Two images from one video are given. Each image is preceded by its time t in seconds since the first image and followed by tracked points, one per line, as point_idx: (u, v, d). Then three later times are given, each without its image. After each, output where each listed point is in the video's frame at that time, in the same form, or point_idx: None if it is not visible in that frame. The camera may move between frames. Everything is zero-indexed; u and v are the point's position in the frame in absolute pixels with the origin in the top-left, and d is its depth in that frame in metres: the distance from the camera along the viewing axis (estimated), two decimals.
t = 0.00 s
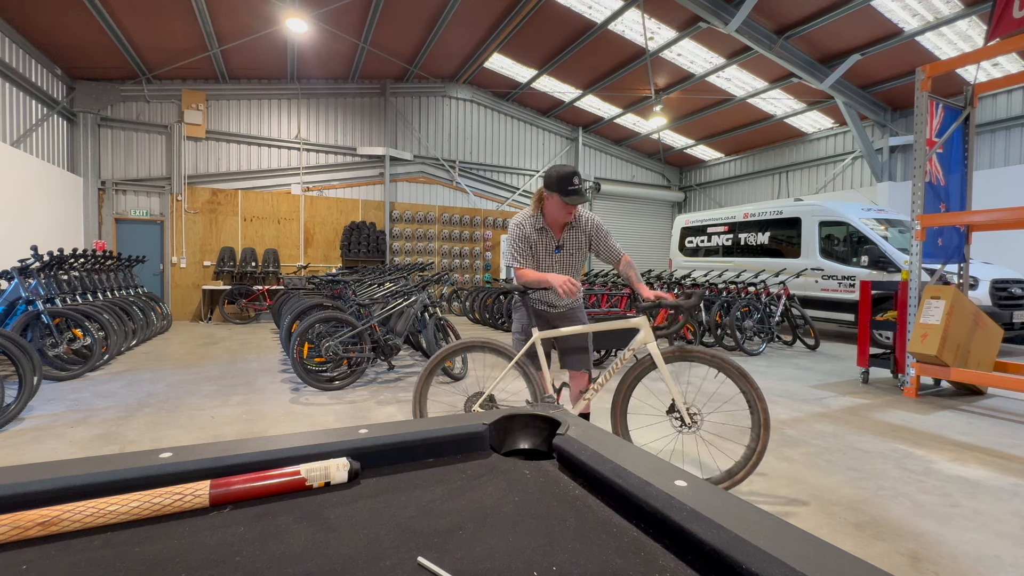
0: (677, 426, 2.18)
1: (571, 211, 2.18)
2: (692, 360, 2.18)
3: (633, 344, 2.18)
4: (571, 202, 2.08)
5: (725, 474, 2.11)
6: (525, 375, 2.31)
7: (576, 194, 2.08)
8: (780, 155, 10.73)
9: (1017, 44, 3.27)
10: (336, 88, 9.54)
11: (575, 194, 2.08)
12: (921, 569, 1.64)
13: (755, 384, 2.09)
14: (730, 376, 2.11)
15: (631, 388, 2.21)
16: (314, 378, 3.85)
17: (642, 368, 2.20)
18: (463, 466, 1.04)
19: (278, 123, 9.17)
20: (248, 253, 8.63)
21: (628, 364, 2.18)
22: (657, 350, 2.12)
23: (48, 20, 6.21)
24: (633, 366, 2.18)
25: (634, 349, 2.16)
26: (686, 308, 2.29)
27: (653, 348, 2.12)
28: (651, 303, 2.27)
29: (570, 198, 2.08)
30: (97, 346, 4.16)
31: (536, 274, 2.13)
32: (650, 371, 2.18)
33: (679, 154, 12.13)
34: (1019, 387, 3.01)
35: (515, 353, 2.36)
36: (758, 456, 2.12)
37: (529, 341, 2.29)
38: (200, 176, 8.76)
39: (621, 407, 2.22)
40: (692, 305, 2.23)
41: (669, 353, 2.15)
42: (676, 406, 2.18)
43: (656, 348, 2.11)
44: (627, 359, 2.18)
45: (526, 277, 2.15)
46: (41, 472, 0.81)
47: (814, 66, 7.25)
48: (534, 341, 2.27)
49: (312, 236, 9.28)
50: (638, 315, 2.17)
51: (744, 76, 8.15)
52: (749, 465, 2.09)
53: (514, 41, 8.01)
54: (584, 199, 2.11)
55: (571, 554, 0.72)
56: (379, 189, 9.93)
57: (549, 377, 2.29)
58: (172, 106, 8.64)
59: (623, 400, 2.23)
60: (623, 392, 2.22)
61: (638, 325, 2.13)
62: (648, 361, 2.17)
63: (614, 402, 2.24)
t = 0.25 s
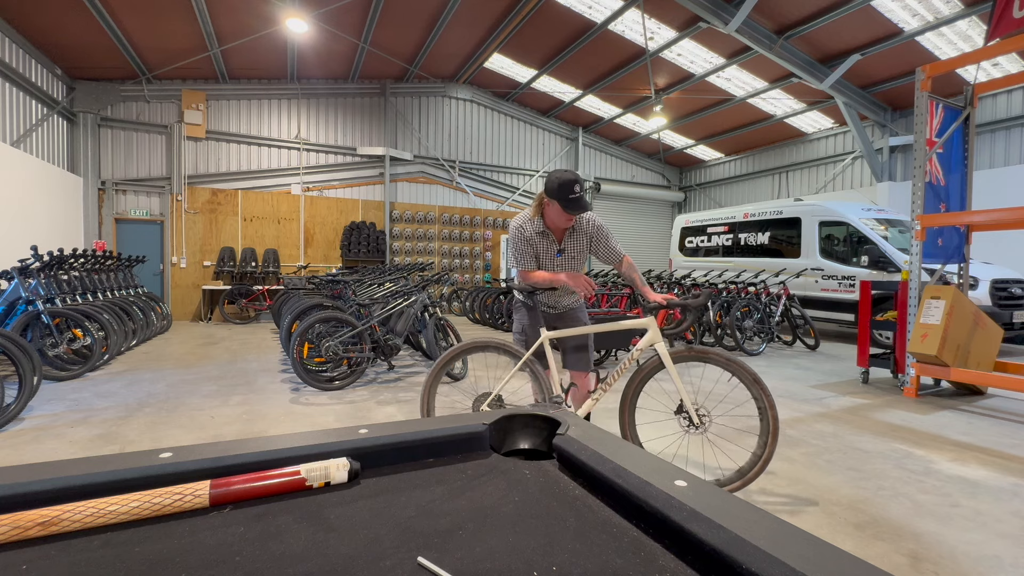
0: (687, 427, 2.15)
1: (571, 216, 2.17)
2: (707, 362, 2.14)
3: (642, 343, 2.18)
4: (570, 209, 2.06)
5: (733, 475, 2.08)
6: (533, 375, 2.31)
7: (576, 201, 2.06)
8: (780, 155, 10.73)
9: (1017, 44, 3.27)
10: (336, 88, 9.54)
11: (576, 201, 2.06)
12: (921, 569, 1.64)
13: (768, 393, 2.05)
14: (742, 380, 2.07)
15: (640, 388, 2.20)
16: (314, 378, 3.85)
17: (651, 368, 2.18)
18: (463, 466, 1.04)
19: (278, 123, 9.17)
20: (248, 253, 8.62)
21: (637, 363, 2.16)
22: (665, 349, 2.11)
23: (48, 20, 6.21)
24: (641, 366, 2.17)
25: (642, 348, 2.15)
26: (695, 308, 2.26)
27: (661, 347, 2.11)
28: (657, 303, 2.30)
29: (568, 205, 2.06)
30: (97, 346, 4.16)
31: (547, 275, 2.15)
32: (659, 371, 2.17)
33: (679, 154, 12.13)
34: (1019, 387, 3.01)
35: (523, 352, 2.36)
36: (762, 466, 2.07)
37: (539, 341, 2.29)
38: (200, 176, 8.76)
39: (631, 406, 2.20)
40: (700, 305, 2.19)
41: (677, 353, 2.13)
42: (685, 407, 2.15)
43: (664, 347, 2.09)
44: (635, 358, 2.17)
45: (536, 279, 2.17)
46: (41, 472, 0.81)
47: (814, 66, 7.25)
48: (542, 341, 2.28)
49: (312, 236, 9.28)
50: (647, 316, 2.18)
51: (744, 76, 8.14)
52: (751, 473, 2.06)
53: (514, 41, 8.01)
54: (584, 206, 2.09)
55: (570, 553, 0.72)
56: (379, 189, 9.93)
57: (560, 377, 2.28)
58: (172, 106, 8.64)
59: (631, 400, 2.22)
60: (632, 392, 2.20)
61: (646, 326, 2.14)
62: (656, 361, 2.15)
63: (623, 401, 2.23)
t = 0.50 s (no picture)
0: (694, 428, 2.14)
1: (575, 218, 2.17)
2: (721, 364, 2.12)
3: (649, 344, 2.18)
4: (573, 212, 2.06)
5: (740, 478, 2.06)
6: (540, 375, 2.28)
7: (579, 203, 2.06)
8: (780, 155, 10.73)
9: (1017, 44, 3.27)
10: (336, 88, 9.54)
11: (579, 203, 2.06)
12: (921, 569, 1.64)
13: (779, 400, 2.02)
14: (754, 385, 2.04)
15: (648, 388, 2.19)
16: (314, 378, 3.85)
17: (658, 368, 2.18)
18: (463, 466, 1.04)
19: (278, 123, 9.17)
20: (248, 253, 8.62)
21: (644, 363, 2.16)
22: (672, 349, 2.10)
23: (48, 20, 6.21)
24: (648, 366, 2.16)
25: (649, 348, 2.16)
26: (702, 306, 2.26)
27: (668, 347, 2.10)
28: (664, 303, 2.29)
29: (570, 207, 2.06)
30: (97, 347, 4.16)
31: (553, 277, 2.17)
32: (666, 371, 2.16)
33: (679, 154, 12.14)
34: (1019, 387, 3.00)
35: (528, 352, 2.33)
36: (768, 471, 2.05)
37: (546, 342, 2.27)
38: (200, 176, 8.76)
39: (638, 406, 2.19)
40: (708, 304, 2.19)
41: (685, 354, 2.12)
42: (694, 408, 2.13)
43: (671, 347, 2.08)
44: (641, 359, 2.17)
45: (544, 281, 2.19)
46: (40, 472, 0.80)
47: (814, 66, 7.25)
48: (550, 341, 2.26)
49: (312, 236, 9.28)
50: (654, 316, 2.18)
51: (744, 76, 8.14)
52: (756, 476, 2.03)
53: (514, 41, 8.01)
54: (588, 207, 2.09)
55: (570, 553, 0.72)
56: (379, 189, 9.93)
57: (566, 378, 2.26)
58: (172, 106, 8.63)
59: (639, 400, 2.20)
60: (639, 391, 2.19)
61: (654, 326, 2.15)
62: (664, 361, 2.14)
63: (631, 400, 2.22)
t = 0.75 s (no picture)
0: (698, 428, 2.13)
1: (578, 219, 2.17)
2: (728, 365, 2.12)
3: (652, 345, 2.18)
4: (576, 213, 2.06)
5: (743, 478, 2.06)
6: (543, 374, 2.27)
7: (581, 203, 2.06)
8: (780, 155, 10.73)
9: (1017, 44, 3.27)
10: (336, 88, 9.54)
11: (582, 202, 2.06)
12: (921, 569, 1.64)
13: (785, 404, 2.01)
14: (761, 388, 2.03)
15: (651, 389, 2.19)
16: (314, 377, 3.85)
17: (662, 368, 2.18)
18: (463, 466, 1.04)
19: (278, 123, 9.17)
20: (248, 253, 8.62)
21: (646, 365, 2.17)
22: (676, 348, 2.11)
23: (49, 20, 6.21)
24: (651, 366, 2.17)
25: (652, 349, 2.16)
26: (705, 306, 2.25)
27: (672, 347, 2.10)
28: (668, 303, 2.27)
29: (573, 207, 2.06)
30: (97, 346, 4.16)
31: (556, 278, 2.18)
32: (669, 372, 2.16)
33: (679, 154, 12.14)
34: (1019, 387, 3.01)
35: (531, 354, 2.32)
36: (771, 473, 2.04)
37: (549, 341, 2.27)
38: (200, 177, 8.76)
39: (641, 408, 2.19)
40: (712, 304, 2.18)
41: (689, 354, 2.12)
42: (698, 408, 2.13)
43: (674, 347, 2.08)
44: (644, 359, 2.18)
45: (548, 282, 2.20)
46: (41, 471, 0.81)
47: (814, 66, 7.25)
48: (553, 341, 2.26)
49: (312, 236, 9.28)
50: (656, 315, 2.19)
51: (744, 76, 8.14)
52: (761, 477, 2.03)
53: (514, 41, 8.01)
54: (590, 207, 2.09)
55: (570, 553, 0.72)
56: (379, 189, 9.93)
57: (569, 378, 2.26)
58: (172, 106, 8.63)
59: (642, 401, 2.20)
60: (642, 395, 2.19)
61: (657, 325, 2.15)
62: (667, 361, 2.15)
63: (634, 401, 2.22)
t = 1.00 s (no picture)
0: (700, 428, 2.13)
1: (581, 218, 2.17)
2: (735, 366, 2.12)
3: (656, 345, 2.18)
4: (580, 212, 2.06)
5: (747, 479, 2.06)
6: (546, 375, 2.29)
7: (586, 202, 2.06)
8: (779, 155, 10.73)
9: (1017, 43, 3.27)
10: (336, 88, 9.54)
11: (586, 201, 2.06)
12: (921, 569, 1.64)
13: (789, 405, 2.01)
14: (766, 392, 2.03)
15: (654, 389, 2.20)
16: (313, 378, 3.85)
17: (665, 368, 2.19)
18: (463, 466, 1.04)
19: (278, 123, 9.18)
20: (248, 253, 8.62)
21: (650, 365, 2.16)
22: (680, 349, 2.11)
23: (48, 20, 6.20)
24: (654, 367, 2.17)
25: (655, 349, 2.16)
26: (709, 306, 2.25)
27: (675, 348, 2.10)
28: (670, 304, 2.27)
29: (578, 206, 2.05)
30: (97, 346, 4.16)
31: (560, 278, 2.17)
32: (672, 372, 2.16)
33: (679, 154, 12.14)
34: (1019, 387, 3.01)
35: (533, 354, 2.32)
36: (773, 474, 2.04)
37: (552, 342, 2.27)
38: (200, 176, 8.76)
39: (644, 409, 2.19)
40: (717, 304, 2.18)
41: (693, 355, 2.12)
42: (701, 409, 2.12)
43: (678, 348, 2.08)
44: (648, 359, 2.17)
45: (552, 281, 2.19)
46: (41, 471, 0.81)
47: (814, 66, 7.25)
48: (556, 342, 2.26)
49: (312, 236, 9.28)
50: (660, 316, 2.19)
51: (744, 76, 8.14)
52: (764, 477, 2.03)
53: (514, 41, 8.01)
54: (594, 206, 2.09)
55: (571, 553, 0.72)
56: (379, 189, 9.93)
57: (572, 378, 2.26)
58: (172, 106, 8.64)
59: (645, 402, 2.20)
60: (645, 395, 2.19)
61: (661, 325, 2.15)
62: (671, 361, 2.15)
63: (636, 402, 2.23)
